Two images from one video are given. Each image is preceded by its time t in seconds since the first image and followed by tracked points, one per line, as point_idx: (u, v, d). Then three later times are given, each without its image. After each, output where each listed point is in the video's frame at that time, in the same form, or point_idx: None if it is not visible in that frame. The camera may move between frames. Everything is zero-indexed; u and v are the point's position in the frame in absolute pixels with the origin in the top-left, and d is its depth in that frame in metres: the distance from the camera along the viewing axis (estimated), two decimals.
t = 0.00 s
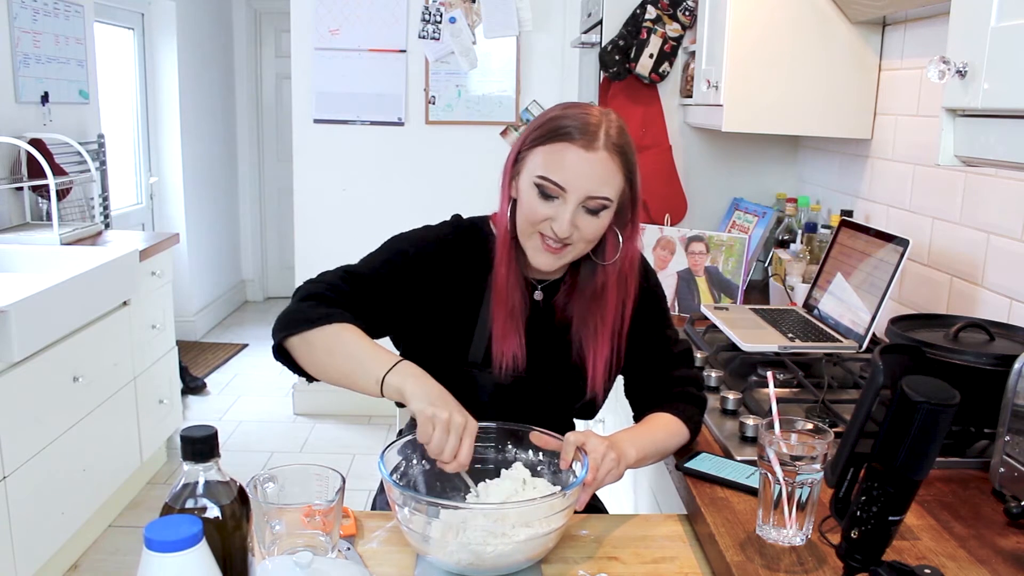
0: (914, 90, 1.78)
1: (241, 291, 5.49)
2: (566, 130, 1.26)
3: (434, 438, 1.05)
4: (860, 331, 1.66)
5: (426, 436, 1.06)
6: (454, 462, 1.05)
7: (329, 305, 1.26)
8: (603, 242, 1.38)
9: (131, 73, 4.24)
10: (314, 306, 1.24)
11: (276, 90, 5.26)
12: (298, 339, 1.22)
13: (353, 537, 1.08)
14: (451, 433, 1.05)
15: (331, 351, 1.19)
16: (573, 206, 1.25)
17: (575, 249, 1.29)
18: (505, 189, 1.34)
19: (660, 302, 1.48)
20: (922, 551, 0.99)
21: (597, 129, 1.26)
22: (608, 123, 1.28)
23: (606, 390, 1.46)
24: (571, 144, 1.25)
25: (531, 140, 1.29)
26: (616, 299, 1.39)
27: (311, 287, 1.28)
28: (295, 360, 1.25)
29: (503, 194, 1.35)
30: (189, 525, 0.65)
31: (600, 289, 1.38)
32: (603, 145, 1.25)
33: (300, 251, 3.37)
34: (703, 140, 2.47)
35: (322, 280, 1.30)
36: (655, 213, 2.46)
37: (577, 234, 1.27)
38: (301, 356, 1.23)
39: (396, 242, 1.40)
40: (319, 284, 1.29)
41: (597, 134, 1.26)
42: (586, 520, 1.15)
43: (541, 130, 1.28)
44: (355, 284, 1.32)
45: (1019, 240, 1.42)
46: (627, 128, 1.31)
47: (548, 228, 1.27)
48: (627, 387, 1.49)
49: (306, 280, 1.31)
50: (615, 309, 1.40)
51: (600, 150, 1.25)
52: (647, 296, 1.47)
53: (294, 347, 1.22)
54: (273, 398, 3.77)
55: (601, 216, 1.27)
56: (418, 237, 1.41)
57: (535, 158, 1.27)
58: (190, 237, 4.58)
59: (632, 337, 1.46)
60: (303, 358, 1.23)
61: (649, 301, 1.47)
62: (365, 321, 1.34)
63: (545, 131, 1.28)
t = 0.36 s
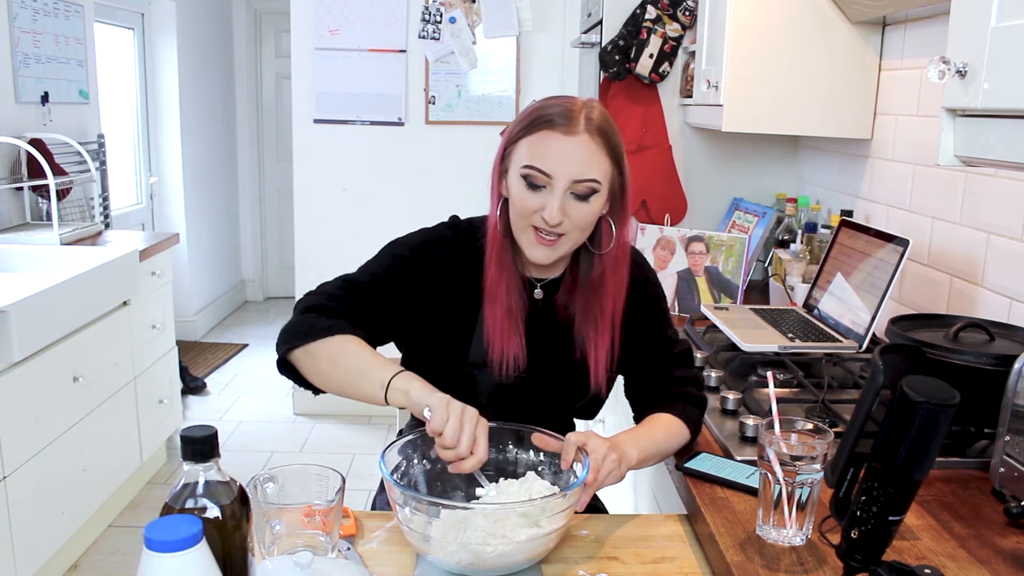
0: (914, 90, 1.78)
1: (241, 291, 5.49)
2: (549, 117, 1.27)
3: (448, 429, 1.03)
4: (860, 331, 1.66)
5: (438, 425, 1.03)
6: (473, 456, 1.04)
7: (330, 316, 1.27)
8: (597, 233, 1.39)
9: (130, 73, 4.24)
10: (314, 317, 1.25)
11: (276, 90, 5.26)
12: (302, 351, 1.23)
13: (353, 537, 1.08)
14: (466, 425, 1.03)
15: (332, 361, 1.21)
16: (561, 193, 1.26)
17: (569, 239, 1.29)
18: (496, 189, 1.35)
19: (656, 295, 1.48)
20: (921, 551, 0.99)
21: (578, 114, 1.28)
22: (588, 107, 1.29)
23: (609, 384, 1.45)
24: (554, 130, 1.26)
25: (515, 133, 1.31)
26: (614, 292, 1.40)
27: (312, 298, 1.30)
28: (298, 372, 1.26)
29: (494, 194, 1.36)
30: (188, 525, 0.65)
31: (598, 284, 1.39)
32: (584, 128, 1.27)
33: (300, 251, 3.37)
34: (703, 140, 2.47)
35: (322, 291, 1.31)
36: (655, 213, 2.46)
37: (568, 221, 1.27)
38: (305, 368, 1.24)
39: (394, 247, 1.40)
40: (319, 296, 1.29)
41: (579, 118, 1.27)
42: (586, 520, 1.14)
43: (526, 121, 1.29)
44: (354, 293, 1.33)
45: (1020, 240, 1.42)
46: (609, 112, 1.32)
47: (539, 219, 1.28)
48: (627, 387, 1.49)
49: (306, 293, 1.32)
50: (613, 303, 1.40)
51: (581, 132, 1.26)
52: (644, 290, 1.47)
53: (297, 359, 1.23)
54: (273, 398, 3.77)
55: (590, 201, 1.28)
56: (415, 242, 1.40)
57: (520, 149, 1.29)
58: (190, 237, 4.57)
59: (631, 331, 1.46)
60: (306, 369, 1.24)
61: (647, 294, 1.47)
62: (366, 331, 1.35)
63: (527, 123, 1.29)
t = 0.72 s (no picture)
0: (914, 90, 1.78)
1: (242, 291, 5.49)
2: (541, 117, 1.27)
3: (436, 429, 1.07)
4: (860, 331, 1.66)
5: (427, 424, 1.07)
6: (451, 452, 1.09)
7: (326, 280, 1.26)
8: (593, 232, 1.39)
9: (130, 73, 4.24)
10: (311, 280, 1.24)
11: (276, 90, 5.26)
12: (293, 311, 1.21)
13: (353, 537, 1.08)
14: (453, 426, 1.08)
15: (325, 328, 1.18)
16: (553, 192, 1.26)
17: (563, 238, 1.29)
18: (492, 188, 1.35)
19: (655, 293, 1.48)
20: (921, 551, 0.99)
21: (571, 114, 1.28)
22: (581, 108, 1.29)
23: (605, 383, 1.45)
24: (546, 131, 1.26)
25: (509, 133, 1.31)
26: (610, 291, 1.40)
27: (313, 261, 1.29)
28: (285, 330, 1.23)
29: (491, 193, 1.36)
30: (188, 525, 0.65)
31: (594, 282, 1.39)
32: (576, 128, 1.27)
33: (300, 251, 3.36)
34: (703, 141, 2.47)
35: (326, 256, 1.31)
36: (655, 213, 2.46)
37: (561, 220, 1.27)
38: (294, 328, 1.22)
39: (399, 231, 1.40)
40: (323, 260, 1.30)
41: (570, 118, 1.27)
42: (586, 520, 1.14)
43: (519, 121, 1.30)
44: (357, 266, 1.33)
45: (1019, 240, 1.42)
46: (603, 111, 1.32)
47: (533, 219, 1.28)
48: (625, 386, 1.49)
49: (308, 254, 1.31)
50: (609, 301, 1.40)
51: (573, 132, 1.26)
52: (642, 288, 1.47)
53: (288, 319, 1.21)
54: (273, 398, 3.77)
55: (583, 200, 1.28)
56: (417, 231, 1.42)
57: (514, 149, 1.29)
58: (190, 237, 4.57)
59: (628, 329, 1.47)
60: (296, 331, 1.22)
61: (645, 292, 1.47)
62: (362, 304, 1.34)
63: (521, 123, 1.29)
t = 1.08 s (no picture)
0: (914, 90, 1.78)
1: (241, 291, 5.50)
2: (540, 115, 1.28)
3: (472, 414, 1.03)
4: (860, 331, 1.66)
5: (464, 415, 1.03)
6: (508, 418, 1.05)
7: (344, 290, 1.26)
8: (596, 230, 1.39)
9: (131, 73, 4.24)
10: (327, 292, 1.24)
11: (276, 89, 5.26)
12: (314, 324, 1.20)
13: (353, 537, 1.08)
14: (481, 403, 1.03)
15: (345, 335, 1.18)
16: (548, 191, 1.27)
17: (558, 238, 1.30)
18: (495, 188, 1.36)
19: (658, 293, 1.48)
20: (922, 551, 0.99)
21: (569, 114, 1.27)
22: (580, 108, 1.29)
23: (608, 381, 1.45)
24: (544, 130, 1.26)
25: (509, 133, 1.31)
26: (611, 289, 1.39)
27: (325, 276, 1.29)
28: (308, 346, 1.23)
29: (494, 193, 1.36)
30: (188, 525, 0.65)
31: (596, 282, 1.38)
32: (573, 128, 1.26)
33: (300, 250, 3.36)
34: (702, 141, 2.47)
35: (338, 270, 1.30)
36: (655, 213, 2.46)
37: (554, 219, 1.27)
38: (315, 344, 1.22)
39: (403, 238, 1.40)
40: (336, 274, 1.29)
41: (568, 117, 1.27)
42: (586, 520, 1.14)
43: (519, 120, 1.30)
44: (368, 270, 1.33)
45: (1019, 240, 1.42)
46: (603, 111, 1.31)
47: (529, 219, 1.28)
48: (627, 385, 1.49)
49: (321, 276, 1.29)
50: (612, 299, 1.39)
51: (569, 132, 1.26)
52: (646, 288, 1.47)
53: (308, 336, 1.21)
54: (273, 398, 3.77)
55: (579, 199, 1.28)
56: (426, 232, 1.42)
57: (513, 147, 1.29)
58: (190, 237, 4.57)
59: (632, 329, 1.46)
60: (317, 345, 1.21)
61: (649, 292, 1.47)
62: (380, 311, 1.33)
63: (520, 122, 1.30)
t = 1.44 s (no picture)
0: (914, 90, 1.78)
1: (242, 291, 5.49)
2: (547, 117, 1.27)
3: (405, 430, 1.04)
4: (860, 331, 1.66)
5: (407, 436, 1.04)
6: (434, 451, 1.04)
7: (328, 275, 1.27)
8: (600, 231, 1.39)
9: (131, 73, 4.24)
10: (313, 271, 1.25)
11: (276, 89, 5.26)
12: (291, 304, 1.22)
13: (353, 537, 1.08)
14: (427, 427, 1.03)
15: (317, 317, 1.20)
16: (558, 192, 1.26)
17: (570, 238, 1.29)
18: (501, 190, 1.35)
19: (659, 295, 1.48)
20: (922, 552, 0.99)
21: (577, 115, 1.27)
22: (587, 109, 1.29)
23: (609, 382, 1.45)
24: (552, 132, 1.26)
25: (516, 133, 1.31)
26: (615, 291, 1.39)
27: (316, 256, 1.30)
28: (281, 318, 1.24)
29: (499, 194, 1.36)
30: (188, 525, 0.65)
31: (600, 283, 1.38)
32: (581, 130, 1.26)
33: (300, 250, 3.36)
34: (702, 141, 2.47)
35: (330, 249, 1.31)
36: (655, 213, 2.46)
37: (566, 221, 1.27)
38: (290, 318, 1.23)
39: (407, 229, 1.40)
40: (327, 254, 1.30)
41: (575, 118, 1.27)
42: (586, 520, 1.14)
43: (525, 121, 1.30)
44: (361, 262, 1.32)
45: (1019, 240, 1.43)
46: (610, 113, 1.32)
47: (537, 219, 1.28)
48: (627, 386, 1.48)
49: (313, 251, 1.32)
50: (616, 301, 1.39)
51: (577, 133, 1.26)
52: (648, 290, 1.47)
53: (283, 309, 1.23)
54: (273, 398, 3.77)
55: (588, 200, 1.28)
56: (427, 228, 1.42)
57: (519, 148, 1.29)
58: (190, 237, 4.57)
59: (634, 331, 1.46)
60: (293, 322, 1.23)
61: (650, 293, 1.47)
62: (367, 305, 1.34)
63: (527, 122, 1.29)
